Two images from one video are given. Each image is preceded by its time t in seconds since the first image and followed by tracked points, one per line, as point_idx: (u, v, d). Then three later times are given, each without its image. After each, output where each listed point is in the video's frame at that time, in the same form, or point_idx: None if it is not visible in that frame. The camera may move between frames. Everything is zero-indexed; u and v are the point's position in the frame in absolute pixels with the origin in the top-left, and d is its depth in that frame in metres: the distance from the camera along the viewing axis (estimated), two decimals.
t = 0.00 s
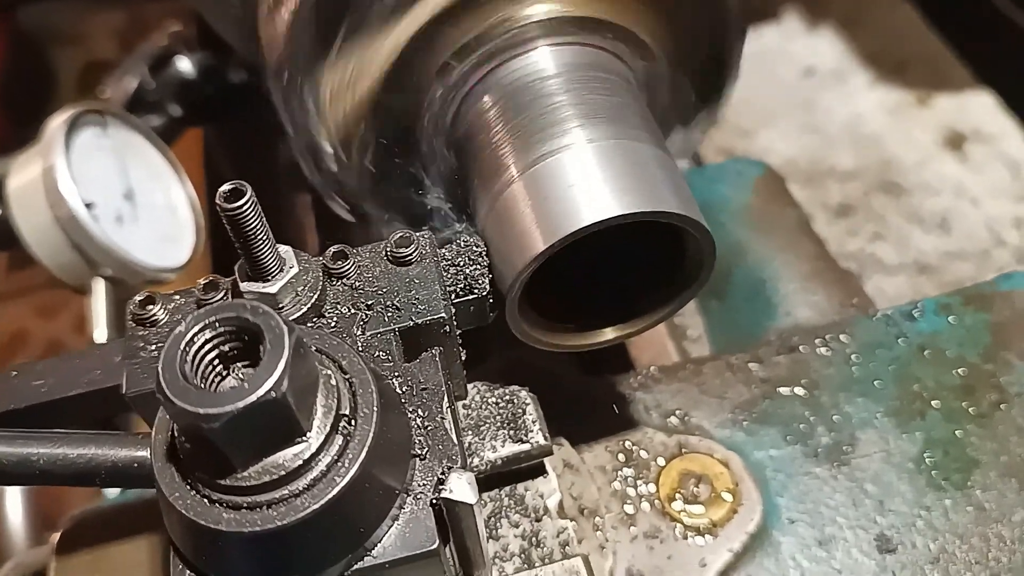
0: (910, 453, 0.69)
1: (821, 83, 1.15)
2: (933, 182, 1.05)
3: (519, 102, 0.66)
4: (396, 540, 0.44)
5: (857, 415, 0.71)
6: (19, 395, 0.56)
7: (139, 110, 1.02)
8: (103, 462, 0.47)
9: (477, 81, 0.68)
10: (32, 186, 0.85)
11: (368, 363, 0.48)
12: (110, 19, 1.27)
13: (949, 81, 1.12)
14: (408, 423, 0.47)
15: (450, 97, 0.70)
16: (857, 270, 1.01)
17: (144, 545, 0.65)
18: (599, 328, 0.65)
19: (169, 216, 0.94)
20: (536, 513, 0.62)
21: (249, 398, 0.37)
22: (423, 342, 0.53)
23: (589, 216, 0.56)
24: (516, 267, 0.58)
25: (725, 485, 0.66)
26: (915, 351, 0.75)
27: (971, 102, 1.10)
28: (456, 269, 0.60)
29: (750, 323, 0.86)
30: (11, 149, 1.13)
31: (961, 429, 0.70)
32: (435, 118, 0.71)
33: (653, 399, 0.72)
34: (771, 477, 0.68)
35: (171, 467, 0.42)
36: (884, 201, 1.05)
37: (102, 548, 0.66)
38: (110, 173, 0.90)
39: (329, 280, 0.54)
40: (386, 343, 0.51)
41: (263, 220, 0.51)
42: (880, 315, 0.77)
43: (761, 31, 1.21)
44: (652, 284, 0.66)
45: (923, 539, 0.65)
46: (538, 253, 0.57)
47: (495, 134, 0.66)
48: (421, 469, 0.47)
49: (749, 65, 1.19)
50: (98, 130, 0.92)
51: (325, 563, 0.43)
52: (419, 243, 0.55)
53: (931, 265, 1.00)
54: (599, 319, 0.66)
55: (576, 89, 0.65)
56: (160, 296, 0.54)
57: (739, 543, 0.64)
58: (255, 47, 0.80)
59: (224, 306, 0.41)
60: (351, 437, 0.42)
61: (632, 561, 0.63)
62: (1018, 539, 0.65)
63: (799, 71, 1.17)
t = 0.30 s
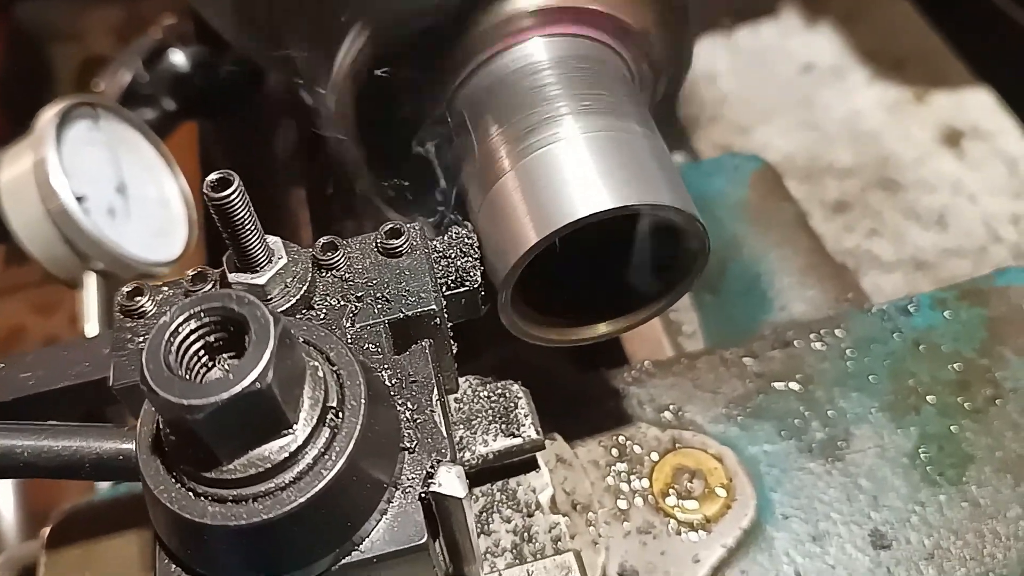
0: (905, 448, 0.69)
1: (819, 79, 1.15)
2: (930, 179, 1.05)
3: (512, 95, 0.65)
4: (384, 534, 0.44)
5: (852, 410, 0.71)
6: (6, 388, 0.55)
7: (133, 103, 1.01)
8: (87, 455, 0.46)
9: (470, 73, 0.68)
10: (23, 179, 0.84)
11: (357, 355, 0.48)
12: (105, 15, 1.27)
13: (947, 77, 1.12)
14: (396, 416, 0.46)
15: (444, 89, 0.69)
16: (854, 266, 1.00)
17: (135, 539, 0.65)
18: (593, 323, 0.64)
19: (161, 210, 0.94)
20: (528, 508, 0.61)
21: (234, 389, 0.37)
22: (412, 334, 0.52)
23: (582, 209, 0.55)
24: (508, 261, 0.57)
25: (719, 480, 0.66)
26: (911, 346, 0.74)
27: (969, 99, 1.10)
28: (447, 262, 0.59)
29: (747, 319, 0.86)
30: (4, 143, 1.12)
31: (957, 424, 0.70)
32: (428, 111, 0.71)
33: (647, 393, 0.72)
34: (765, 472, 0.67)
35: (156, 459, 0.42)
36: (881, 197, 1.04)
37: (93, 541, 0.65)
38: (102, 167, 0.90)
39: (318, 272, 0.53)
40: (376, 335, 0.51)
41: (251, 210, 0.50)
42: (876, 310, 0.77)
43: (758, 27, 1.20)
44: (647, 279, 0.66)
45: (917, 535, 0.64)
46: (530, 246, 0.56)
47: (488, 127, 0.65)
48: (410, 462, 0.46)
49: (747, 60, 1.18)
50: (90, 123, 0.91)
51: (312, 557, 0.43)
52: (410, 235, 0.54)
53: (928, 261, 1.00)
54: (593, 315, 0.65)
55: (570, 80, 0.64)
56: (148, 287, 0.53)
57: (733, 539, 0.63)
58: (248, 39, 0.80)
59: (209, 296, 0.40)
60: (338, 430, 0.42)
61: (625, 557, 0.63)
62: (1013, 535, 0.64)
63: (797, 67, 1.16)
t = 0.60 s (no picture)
0: (897, 444, 0.69)
1: (815, 76, 1.15)
2: (925, 176, 1.05)
3: (505, 93, 0.65)
4: (374, 530, 0.44)
5: (845, 406, 0.71)
6: None
7: (127, 101, 1.00)
8: (77, 450, 0.46)
9: (463, 71, 0.68)
10: (17, 176, 0.84)
11: (347, 351, 0.48)
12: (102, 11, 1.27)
13: (943, 76, 1.12)
14: (387, 411, 0.46)
15: (437, 86, 0.69)
16: (849, 263, 1.00)
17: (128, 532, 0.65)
18: (584, 320, 0.65)
19: (156, 206, 0.94)
20: (520, 504, 0.61)
21: (223, 384, 0.37)
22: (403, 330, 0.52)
23: (573, 207, 0.55)
24: (500, 258, 0.57)
25: (711, 476, 0.66)
26: (903, 343, 0.74)
27: (965, 97, 1.10)
28: (440, 258, 0.60)
29: (739, 316, 0.86)
30: None
31: (948, 421, 0.70)
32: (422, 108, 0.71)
33: (640, 390, 0.72)
34: (757, 469, 0.67)
35: (145, 454, 0.42)
36: (877, 195, 1.04)
37: (86, 539, 0.66)
38: (96, 164, 0.90)
39: (309, 268, 0.53)
40: (367, 331, 0.51)
41: (242, 206, 0.51)
42: (869, 307, 0.77)
43: (755, 24, 1.20)
44: (639, 277, 0.66)
45: (908, 532, 0.65)
46: (522, 243, 0.56)
47: (480, 124, 0.65)
48: (400, 458, 0.46)
49: (743, 58, 1.18)
50: (84, 120, 0.91)
51: (301, 553, 0.43)
52: (401, 231, 0.54)
53: (923, 259, 1.00)
54: (586, 312, 0.65)
55: (562, 78, 0.65)
56: (140, 283, 0.53)
57: (725, 535, 0.64)
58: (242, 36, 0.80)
59: (199, 292, 0.40)
60: (327, 425, 0.42)
61: (617, 553, 0.63)
62: (1004, 532, 0.64)
63: (793, 65, 1.16)
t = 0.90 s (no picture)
0: (894, 440, 0.68)
1: (812, 72, 1.15)
2: (922, 173, 1.05)
3: (499, 87, 0.64)
4: (365, 526, 0.44)
5: (841, 402, 0.70)
6: None
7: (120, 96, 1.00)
8: (66, 445, 0.46)
9: (457, 66, 0.67)
10: (9, 172, 0.83)
11: (338, 346, 0.47)
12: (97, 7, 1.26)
13: (940, 72, 1.12)
14: (378, 407, 0.46)
15: (431, 81, 0.69)
16: (846, 260, 1.00)
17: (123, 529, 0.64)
18: (579, 317, 0.64)
19: (149, 202, 0.93)
20: (514, 500, 0.61)
21: (211, 378, 0.36)
22: (396, 325, 0.51)
23: (568, 203, 0.55)
24: (494, 255, 0.57)
25: (707, 472, 0.66)
26: (900, 338, 0.74)
27: (963, 93, 1.09)
28: (432, 253, 0.59)
29: (736, 313, 0.85)
30: None
31: (945, 417, 0.70)
32: (415, 103, 0.70)
33: (635, 386, 0.72)
34: (753, 465, 0.67)
35: (134, 450, 0.41)
36: (874, 192, 1.04)
37: (77, 534, 0.65)
38: (88, 159, 0.89)
39: (301, 263, 0.53)
40: (359, 326, 0.50)
41: (231, 199, 0.50)
42: (866, 302, 0.76)
43: (752, 20, 1.20)
44: (634, 273, 0.65)
45: (905, 528, 0.64)
46: (516, 239, 0.56)
47: (473, 118, 0.65)
48: (392, 453, 0.46)
49: (740, 54, 1.18)
50: (77, 115, 0.91)
51: (292, 550, 0.42)
52: (394, 225, 0.54)
53: (920, 256, 0.99)
54: (581, 309, 0.65)
55: (556, 72, 0.64)
56: (130, 278, 0.53)
57: (721, 532, 0.63)
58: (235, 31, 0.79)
59: (187, 286, 0.40)
60: (318, 421, 0.42)
61: (612, 549, 0.63)
62: (1001, 528, 0.64)
63: (791, 61, 1.16)
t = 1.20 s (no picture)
0: (895, 435, 0.69)
1: (812, 69, 1.15)
2: (922, 170, 1.05)
3: (504, 82, 0.64)
4: (372, 518, 0.44)
5: (843, 397, 0.71)
6: None
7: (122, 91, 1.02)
8: (73, 437, 0.46)
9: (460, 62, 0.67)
10: (11, 166, 0.83)
11: (345, 338, 0.48)
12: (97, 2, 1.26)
13: (940, 69, 1.12)
14: (385, 399, 0.46)
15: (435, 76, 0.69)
16: (847, 256, 1.00)
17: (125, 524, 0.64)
18: (583, 312, 0.64)
19: (151, 197, 0.93)
20: (518, 494, 0.61)
21: (220, 369, 0.37)
22: (402, 318, 0.52)
23: (573, 198, 0.55)
24: (499, 249, 0.57)
25: (710, 467, 0.66)
26: (902, 333, 0.74)
27: (963, 90, 1.10)
28: (437, 246, 0.59)
29: (737, 309, 0.85)
30: None
31: (947, 411, 0.70)
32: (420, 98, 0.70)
33: (638, 380, 0.72)
34: (756, 459, 0.67)
35: (141, 442, 0.42)
36: (874, 189, 1.04)
37: (79, 526, 0.65)
38: (90, 154, 0.89)
39: (306, 255, 0.53)
40: (364, 319, 0.50)
41: (238, 192, 0.50)
42: (867, 297, 0.77)
43: (752, 17, 1.20)
44: (637, 269, 0.65)
45: (907, 522, 0.64)
46: (521, 234, 0.56)
47: (479, 112, 0.65)
48: (398, 446, 0.46)
49: (741, 50, 1.18)
50: (79, 110, 0.91)
51: (299, 541, 0.42)
52: (399, 218, 0.54)
53: (920, 253, 1.00)
54: (584, 304, 0.65)
55: (561, 66, 0.64)
56: (135, 271, 0.53)
57: (723, 525, 0.63)
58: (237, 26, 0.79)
59: (196, 277, 0.40)
60: (325, 412, 0.42)
61: (615, 543, 0.63)
62: (1002, 522, 0.64)
63: (791, 58, 1.16)
